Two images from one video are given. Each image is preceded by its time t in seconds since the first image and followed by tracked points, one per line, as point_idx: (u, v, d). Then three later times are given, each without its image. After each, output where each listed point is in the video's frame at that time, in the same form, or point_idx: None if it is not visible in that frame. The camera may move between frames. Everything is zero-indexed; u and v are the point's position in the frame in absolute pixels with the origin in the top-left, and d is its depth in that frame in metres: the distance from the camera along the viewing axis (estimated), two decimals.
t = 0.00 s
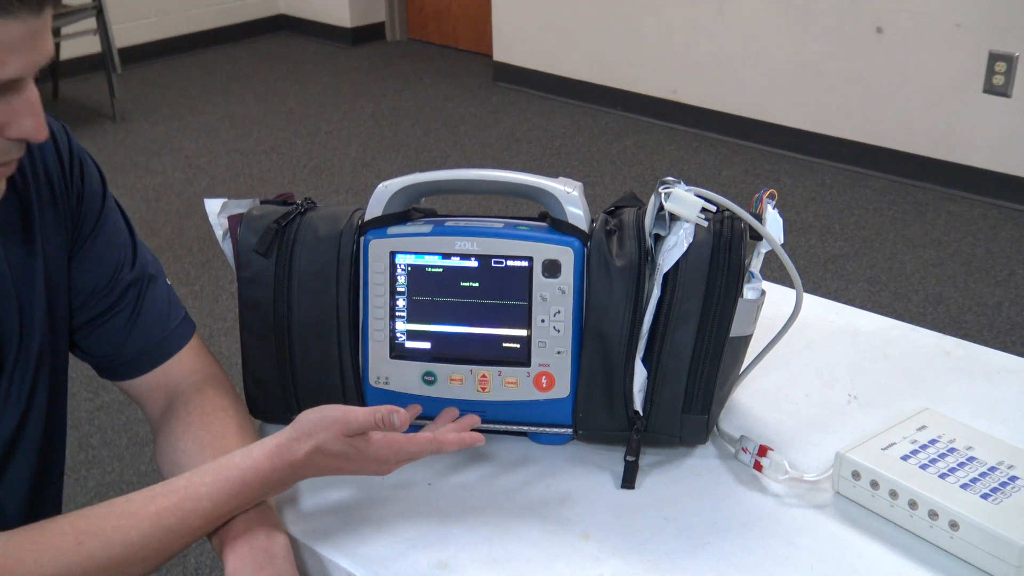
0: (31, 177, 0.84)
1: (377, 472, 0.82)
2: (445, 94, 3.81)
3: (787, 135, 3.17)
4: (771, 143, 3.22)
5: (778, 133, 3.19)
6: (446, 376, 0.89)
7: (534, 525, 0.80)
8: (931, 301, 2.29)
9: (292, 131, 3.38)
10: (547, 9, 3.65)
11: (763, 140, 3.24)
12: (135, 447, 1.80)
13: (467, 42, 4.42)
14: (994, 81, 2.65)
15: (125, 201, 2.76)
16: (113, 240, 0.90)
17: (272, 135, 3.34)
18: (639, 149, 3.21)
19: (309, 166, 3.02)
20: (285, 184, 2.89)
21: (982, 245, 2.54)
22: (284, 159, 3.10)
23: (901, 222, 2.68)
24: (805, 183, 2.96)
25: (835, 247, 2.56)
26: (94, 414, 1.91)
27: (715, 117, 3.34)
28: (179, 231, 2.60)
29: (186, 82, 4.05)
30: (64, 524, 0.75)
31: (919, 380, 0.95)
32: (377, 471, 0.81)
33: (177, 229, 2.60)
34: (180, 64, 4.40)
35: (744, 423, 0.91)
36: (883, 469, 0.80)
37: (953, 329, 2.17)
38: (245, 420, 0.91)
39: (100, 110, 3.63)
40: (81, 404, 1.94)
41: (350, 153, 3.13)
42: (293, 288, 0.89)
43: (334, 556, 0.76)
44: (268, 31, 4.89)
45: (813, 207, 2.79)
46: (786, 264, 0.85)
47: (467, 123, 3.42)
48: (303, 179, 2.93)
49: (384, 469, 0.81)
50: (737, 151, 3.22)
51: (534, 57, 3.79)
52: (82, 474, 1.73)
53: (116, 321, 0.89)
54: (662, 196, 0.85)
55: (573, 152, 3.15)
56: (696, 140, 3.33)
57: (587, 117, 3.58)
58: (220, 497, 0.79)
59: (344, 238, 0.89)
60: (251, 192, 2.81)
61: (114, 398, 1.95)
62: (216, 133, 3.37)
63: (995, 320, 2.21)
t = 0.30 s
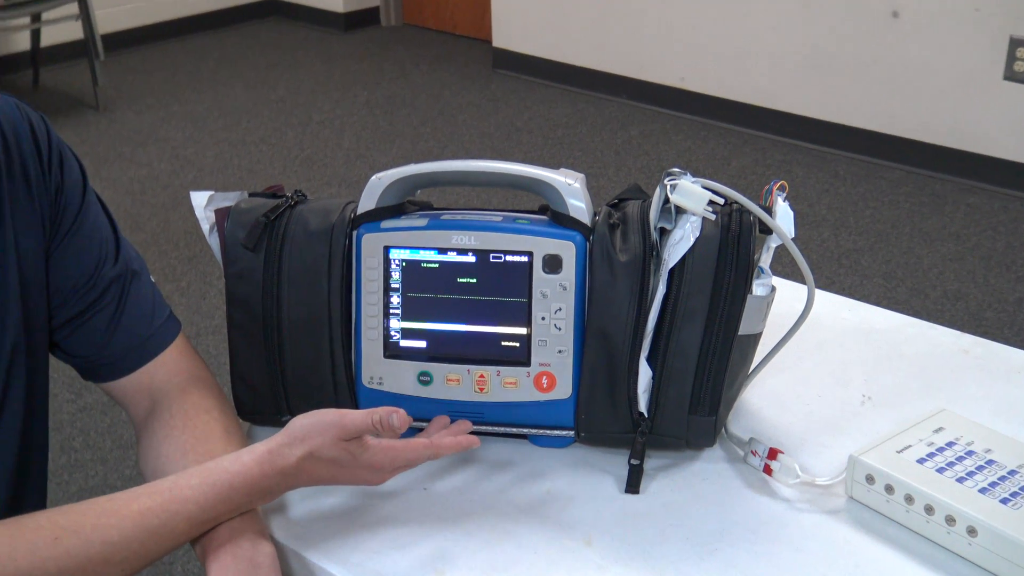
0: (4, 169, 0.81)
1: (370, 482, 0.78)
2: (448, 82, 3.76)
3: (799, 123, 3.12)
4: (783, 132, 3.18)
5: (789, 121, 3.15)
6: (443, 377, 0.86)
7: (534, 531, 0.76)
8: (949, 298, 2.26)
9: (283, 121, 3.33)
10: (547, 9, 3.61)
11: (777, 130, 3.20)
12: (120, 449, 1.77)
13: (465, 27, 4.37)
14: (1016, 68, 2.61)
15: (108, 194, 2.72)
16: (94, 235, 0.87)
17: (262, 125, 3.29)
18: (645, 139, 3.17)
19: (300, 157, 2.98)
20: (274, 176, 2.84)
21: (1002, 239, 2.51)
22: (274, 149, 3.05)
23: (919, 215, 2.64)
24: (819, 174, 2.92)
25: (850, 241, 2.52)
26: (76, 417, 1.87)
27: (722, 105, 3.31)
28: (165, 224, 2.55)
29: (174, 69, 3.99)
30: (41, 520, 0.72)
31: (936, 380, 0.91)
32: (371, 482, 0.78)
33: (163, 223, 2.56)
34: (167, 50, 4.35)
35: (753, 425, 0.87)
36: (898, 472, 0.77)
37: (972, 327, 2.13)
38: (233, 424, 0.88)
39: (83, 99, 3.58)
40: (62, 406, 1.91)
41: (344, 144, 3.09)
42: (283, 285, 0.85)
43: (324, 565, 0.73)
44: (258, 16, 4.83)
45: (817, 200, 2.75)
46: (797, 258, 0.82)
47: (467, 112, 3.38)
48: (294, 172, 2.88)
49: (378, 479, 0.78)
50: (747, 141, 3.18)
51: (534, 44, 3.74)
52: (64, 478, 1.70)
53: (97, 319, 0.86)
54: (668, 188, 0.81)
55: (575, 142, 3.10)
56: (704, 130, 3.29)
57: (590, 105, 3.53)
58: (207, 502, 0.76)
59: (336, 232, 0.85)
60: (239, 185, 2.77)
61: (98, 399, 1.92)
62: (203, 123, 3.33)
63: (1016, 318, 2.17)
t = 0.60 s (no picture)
0: None
1: (364, 481, 0.75)
2: (450, 73, 3.72)
3: (818, 118, 3.08)
4: (796, 122, 3.15)
5: (804, 116, 3.12)
6: (440, 378, 0.83)
7: (534, 538, 0.73)
8: (968, 296, 2.23)
9: (273, 113, 3.29)
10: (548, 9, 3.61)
11: (791, 123, 3.15)
12: (105, 455, 1.74)
13: (464, 16, 4.34)
14: None
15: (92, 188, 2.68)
16: (77, 230, 0.84)
17: (252, 117, 3.25)
18: (652, 131, 3.13)
19: (292, 151, 2.94)
20: (265, 169, 2.80)
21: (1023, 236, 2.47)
22: (264, 142, 3.02)
23: (936, 210, 2.61)
24: (833, 168, 2.88)
25: (865, 238, 2.48)
26: (59, 420, 1.84)
27: (729, 96, 3.28)
28: (152, 220, 2.51)
29: (164, 59, 3.95)
30: (22, 526, 0.69)
31: (952, 383, 0.88)
32: (365, 481, 0.75)
33: (149, 218, 2.53)
34: (154, 38, 4.30)
35: (762, 429, 0.84)
36: (913, 477, 0.74)
37: (992, 326, 2.10)
38: (222, 427, 0.85)
39: (66, 90, 3.53)
40: (44, 408, 1.87)
41: (337, 137, 3.05)
42: (274, 283, 0.82)
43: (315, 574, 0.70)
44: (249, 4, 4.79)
45: (824, 195, 2.70)
46: (807, 256, 0.78)
47: (466, 104, 3.34)
48: (286, 165, 2.84)
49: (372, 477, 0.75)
50: (756, 135, 3.13)
51: (535, 33, 3.71)
52: (48, 484, 1.66)
53: (81, 317, 0.83)
54: (673, 183, 0.78)
55: (579, 134, 3.07)
56: (712, 122, 3.25)
57: (594, 96, 3.49)
58: (195, 506, 0.72)
59: (329, 227, 0.82)
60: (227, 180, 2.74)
61: (82, 402, 1.89)
62: (191, 114, 3.29)
63: None
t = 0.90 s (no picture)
0: None
1: (337, 465, 0.73)
2: (447, 65, 3.66)
3: (823, 109, 3.03)
4: (802, 114, 3.09)
5: (809, 107, 3.07)
6: (434, 381, 0.80)
7: (531, 546, 0.71)
8: (986, 296, 2.19)
9: (263, 108, 3.24)
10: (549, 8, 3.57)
11: (799, 116, 3.10)
12: (87, 462, 1.71)
13: (464, 6, 4.29)
14: None
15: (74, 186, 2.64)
16: (59, 229, 0.81)
17: (240, 112, 3.21)
18: (657, 125, 3.08)
19: (282, 147, 2.89)
20: (255, 165, 2.77)
21: None
22: (253, 137, 2.97)
23: (953, 206, 2.57)
24: (845, 163, 2.83)
25: (878, 236, 2.44)
26: (39, 426, 1.81)
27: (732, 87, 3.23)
28: (136, 219, 2.47)
29: (145, 51, 3.92)
30: None
31: (966, 385, 0.86)
32: (337, 463, 0.73)
33: (134, 217, 2.48)
34: (135, 31, 4.23)
35: (768, 433, 0.81)
36: (925, 483, 0.71)
37: (1009, 328, 2.07)
38: (210, 433, 0.82)
39: (49, 86, 3.48)
40: (25, 414, 1.84)
41: (329, 132, 3.01)
42: (262, 282, 0.79)
43: None
44: None
45: (836, 190, 2.66)
46: (815, 253, 0.75)
47: (463, 98, 3.29)
48: (275, 161, 2.80)
49: (344, 457, 0.74)
50: (764, 128, 3.08)
51: (534, 24, 3.66)
52: (29, 493, 1.63)
53: (64, 319, 0.80)
54: (676, 177, 0.74)
55: (580, 129, 3.04)
56: (718, 114, 3.20)
57: (596, 88, 3.44)
58: (165, 493, 0.70)
59: (319, 224, 0.79)
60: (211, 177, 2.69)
61: (63, 408, 1.85)
62: (178, 109, 3.25)
63: None
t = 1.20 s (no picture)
0: None
1: (324, 461, 0.71)
2: (444, 53, 3.47)
3: (836, 98, 2.92)
4: (816, 105, 2.97)
5: (825, 97, 2.94)
6: (426, 383, 0.77)
7: (529, 556, 0.67)
8: (1005, 295, 2.11)
9: (253, 96, 3.04)
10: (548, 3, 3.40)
11: (812, 107, 2.98)
12: (68, 469, 1.64)
13: None
14: None
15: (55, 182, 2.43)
16: (39, 225, 0.77)
17: (228, 102, 2.98)
18: (663, 116, 2.95)
19: (270, 139, 2.70)
20: (241, 159, 2.58)
21: None
22: (240, 129, 2.77)
23: (970, 201, 2.47)
24: (859, 156, 2.71)
25: (891, 231, 2.35)
26: (17, 430, 1.73)
27: (747, 77, 3.08)
28: (120, 215, 2.30)
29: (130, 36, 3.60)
30: None
31: (980, 387, 0.83)
32: (325, 456, 0.72)
33: (117, 212, 2.32)
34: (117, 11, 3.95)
35: (775, 436, 0.78)
36: (938, 488, 0.68)
37: None
38: (194, 435, 0.79)
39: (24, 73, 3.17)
40: (2, 419, 1.75)
41: (319, 124, 2.82)
42: (248, 281, 0.76)
43: None
44: None
45: (849, 185, 2.55)
46: (824, 249, 0.72)
47: (460, 88, 3.12)
48: (263, 156, 2.61)
49: (331, 450, 0.72)
50: (777, 120, 2.94)
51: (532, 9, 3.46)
52: (5, 500, 1.57)
53: (42, 320, 0.76)
54: (678, 170, 0.72)
55: (584, 119, 2.89)
56: (728, 105, 3.06)
57: (601, 78, 3.26)
58: (148, 496, 0.67)
59: (306, 220, 0.76)
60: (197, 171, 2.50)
61: (43, 411, 1.77)
62: (161, 100, 3.00)
63: None
